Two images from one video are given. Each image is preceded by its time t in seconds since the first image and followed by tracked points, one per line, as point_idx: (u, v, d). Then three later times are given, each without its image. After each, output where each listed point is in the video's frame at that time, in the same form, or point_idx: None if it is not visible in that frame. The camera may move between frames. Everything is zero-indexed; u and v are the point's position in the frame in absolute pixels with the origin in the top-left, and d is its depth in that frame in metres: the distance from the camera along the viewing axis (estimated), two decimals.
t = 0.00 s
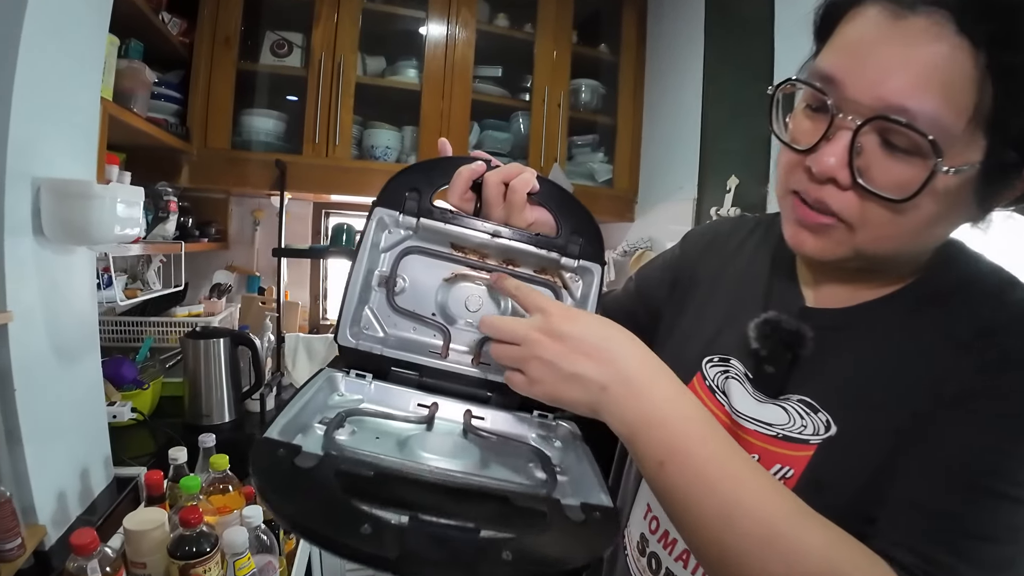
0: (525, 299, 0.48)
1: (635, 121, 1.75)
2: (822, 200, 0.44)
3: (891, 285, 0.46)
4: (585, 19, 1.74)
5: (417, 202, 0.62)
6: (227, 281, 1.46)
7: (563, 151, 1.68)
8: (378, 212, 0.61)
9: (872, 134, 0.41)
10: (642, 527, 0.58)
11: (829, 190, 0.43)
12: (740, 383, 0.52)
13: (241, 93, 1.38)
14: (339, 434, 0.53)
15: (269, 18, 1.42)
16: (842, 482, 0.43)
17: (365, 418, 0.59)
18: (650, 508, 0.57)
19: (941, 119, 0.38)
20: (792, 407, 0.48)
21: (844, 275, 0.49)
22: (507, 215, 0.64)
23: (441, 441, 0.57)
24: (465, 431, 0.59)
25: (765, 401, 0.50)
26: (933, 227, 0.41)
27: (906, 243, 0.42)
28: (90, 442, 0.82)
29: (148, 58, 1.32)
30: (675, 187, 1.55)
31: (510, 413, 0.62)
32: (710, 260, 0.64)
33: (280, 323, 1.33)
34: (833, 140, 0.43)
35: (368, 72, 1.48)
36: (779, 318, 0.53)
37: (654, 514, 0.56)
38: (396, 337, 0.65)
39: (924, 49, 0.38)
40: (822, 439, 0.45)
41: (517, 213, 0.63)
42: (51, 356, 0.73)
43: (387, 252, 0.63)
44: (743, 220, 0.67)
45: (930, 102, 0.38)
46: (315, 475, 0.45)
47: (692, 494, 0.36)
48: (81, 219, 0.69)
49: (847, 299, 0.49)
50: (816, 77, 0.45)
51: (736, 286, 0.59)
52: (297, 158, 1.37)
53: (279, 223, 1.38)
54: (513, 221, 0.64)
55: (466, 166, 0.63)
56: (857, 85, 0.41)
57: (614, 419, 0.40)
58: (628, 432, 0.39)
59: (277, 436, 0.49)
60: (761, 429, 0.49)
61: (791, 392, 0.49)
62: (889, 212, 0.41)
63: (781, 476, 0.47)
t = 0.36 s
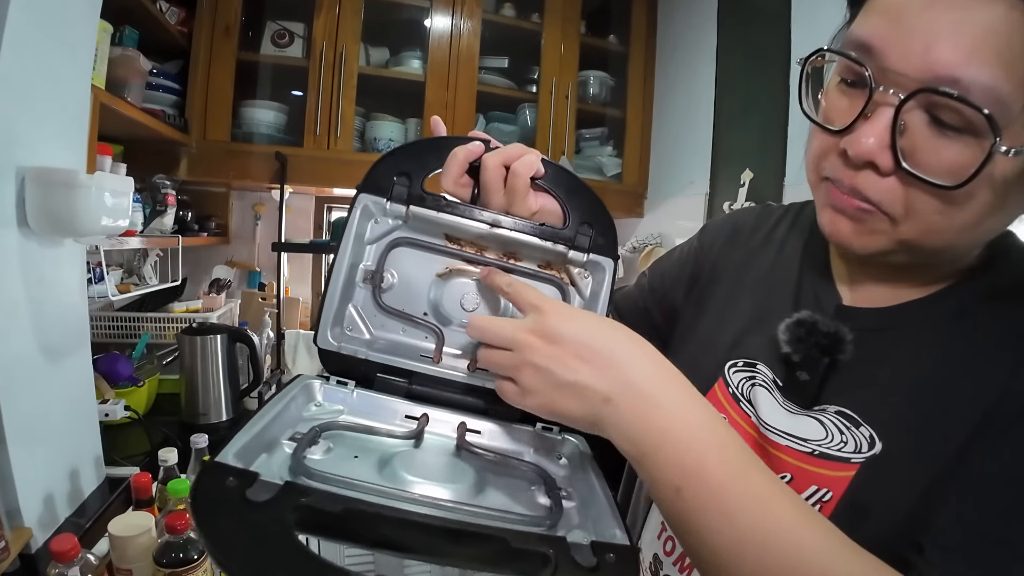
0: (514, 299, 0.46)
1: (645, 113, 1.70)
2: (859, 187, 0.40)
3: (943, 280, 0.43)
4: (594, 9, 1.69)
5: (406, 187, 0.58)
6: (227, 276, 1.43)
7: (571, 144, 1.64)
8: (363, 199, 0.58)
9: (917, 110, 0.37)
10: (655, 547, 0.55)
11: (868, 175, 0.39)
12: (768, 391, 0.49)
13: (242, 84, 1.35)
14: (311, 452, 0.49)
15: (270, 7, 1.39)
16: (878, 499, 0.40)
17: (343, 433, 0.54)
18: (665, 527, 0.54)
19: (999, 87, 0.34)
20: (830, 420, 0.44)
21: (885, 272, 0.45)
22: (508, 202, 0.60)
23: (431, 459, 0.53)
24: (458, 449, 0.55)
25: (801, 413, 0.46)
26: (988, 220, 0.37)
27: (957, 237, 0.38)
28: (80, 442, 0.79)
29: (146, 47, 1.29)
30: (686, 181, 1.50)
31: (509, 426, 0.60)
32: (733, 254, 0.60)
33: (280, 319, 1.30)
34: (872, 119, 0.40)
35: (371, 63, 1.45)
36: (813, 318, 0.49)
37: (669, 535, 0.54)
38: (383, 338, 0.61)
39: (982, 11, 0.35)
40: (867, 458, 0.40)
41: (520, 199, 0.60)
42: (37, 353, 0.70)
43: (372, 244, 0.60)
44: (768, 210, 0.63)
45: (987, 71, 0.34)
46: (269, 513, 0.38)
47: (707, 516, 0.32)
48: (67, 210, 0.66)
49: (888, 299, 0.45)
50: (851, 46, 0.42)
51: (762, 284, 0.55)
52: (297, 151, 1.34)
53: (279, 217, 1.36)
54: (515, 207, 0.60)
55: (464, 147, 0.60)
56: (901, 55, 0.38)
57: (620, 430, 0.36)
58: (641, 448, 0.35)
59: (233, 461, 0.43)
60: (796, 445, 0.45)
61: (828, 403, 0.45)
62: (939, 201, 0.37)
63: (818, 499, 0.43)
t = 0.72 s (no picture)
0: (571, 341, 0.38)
1: (650, 111, 1.68)
2: (872, 180, 0.38)
3: (965, 284, 0.42)
4: (599, 5, 1.68)
5: (397, 183, 0.57)
6: (227, 274, 1.42)
7: (575, 141, 1.62)
8: (354, 196, 0.57)
9: (931, 95, 0.36)
10: (663, 559, 0.53)
11: (881, 167, 0.38)
12: (787, 398, 0.47)
13: (243, 79, 1.34)
14: (295, 462, 0.48)
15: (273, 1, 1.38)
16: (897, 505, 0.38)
17: (328, 440, 0.53)
18: (675, 539, 0.52)
19: (1015, 68, 0.33)
20: (856, 433, 0.42)
21: (909, 274, 0.44)
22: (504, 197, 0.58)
23: (427, 469, 0.51)
24: (450, 458, 0.54)
25: (824, 420, 0.44)
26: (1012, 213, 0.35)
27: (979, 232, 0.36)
28: (76, 441, 0.78)
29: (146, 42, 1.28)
30: (692, 179, 1.48)
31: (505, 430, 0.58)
32: (745, 252, 0.58)
33: (280, 317, 1.29)
34: (883, 106, 0.38)
35: (374, 58, 1.43)
36: (836, 318, 0.47)
37: (679, 547, 0.51)
38: (376, 339, 0.60)
39: None
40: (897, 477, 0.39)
41: (517, 194, 0.58)
42: (33, 349, 0.69)
43: (363, 243, 0.59)
44: (779, 205, 0.62)
45: (1001, 51, 0.33)
46: (239, 531, 0.37)
47: None
48: (61, 205, 0.65)
49: (915, 303, 0.43)
50: (859, 30, 0.41)
51: (778, 285, 0.53)
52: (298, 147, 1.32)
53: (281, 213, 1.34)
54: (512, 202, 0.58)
55: (457, 141, 0.58)
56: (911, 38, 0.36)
57: (715, 496, 0.32)
58: (736, 511, 0.32)
59: (209, 475, 0.42)
60: (821, 460, 0.42)
61: (851, 414, 0.43)
62: (957, 193, 0.35)
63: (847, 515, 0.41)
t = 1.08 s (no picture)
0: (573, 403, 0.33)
1: (652, 110, 1.68)
2: (882, 175, 0.38)
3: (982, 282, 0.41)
4: (602, 4, 1.67)
5: (396, 180, 0.56)
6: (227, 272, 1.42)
7: (577, 140, 1.61)
8: (353, 193, 0.56)
9: (941, 85, 0.35)
10: (666, 565, 0.52)
11: (892, 161, 0.37)
12: (794, 403, 0.45)
13: (244, 77, 1.34)
14: (290, 461, 0.47)
15: None
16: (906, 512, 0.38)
17: (322, 439, 0.52)
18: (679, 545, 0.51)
19: None
20: (865, 438, 0.41)
21: (920, 274, 0.43)
22: (504, 194, 0.57)
23: (426, 471, 0.50)
24: (446, 459, 0.53)
25: (832, 425, 0.43)
26: None
27: (996, 225, 0.35)
28: (74, 441, 0.78)
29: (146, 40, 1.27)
30: (694, 178, 1.48)
31: (504, 431, 0.57)
32: (748, 252, 0.57)
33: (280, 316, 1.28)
34: (893, 99, 0.37)
35: (375, 57, 1.43)
36: (845, 322, 0.46)
37: (683, 553, 0.50)
38: (374, 338, 0.60)
39: None
40: (910, 485, 0.38)
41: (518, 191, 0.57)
42: (30, 349, 0.68)
43: (363, 241, 0.58)
44: (783, 205, 0.61)
45: (1011, 38, 0.32)
46: (227, 531, 0.37)
47: None
48: (59, 202, 0.64)
49: (928, 304, 0.42)
50: (863, 24, 0.40)
51: (786, 286, 0.52)
52: (299, 145, 1.31)
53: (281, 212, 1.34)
54: (512, 200, 0.57)
55: (456, 138, 0.57)
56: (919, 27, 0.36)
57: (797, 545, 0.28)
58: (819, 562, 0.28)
59: (200, 472, 0.41)
60: (829, 466, 0.40)
61: (860, 419, 0.42)
62: (971, 183, 0.34)
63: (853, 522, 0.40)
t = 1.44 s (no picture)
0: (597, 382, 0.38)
1: (652, 110, 1.68)
2: (890, 167, 0.38)
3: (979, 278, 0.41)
4: (602, 4, 1.67)
5: (396, 191, 0.56)
6: (228, 272, 1.42)
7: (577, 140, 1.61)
8: (352, 204, 0.56)
9: (951, 75, 0.35)
10: (663, 563, 0.52)
11: (902, 152, 0.37)
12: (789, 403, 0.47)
13: (244, 77, 1.34)
14: (295, 467, 0.47)
15: None
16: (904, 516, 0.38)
17: (326, 446, 0.52)
18: (676, 543, 0.51)
19: None
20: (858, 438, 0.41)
21: (920, 274, 0.43)
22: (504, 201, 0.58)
23: (426, 476, 0.50)
24: (447, 464, 0.53)
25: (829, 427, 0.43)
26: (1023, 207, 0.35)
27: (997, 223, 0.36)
28: (75, 441, 0.78)
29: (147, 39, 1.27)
30: (694, 178, 1.48)
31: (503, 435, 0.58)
32: (745, 253, 0.57)
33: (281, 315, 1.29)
34: (900, 90, 0.37)
35: (376, 56, 1.43)
36: (839, 322, 0.46)
37: (680, 550, 0.50)
38: (376, 345, 0.60)
39: None
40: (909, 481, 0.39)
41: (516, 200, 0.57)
42: (31, 349, 0.68)
43: (363, 250, 0.58)
44: (779, 205, 0.61)
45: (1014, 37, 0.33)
46: (237, 541, 0.37)
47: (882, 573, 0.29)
48: (60, 202, 0.64)
49: (926, 301, 0.42)
50: (870, 13, 0.40)
51: (783, 287, 0.52)
52: (299, 145, 1.32)
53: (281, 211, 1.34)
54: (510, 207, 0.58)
55: (453, 148, 0.57)
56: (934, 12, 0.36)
57: (806, 501, 0.30)
58: (823, 512, 0.30)
59: (207, 484, 0.41)
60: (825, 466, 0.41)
61: (853, 419, 0.43)
62: (985, 171, 0.34)
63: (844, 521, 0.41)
